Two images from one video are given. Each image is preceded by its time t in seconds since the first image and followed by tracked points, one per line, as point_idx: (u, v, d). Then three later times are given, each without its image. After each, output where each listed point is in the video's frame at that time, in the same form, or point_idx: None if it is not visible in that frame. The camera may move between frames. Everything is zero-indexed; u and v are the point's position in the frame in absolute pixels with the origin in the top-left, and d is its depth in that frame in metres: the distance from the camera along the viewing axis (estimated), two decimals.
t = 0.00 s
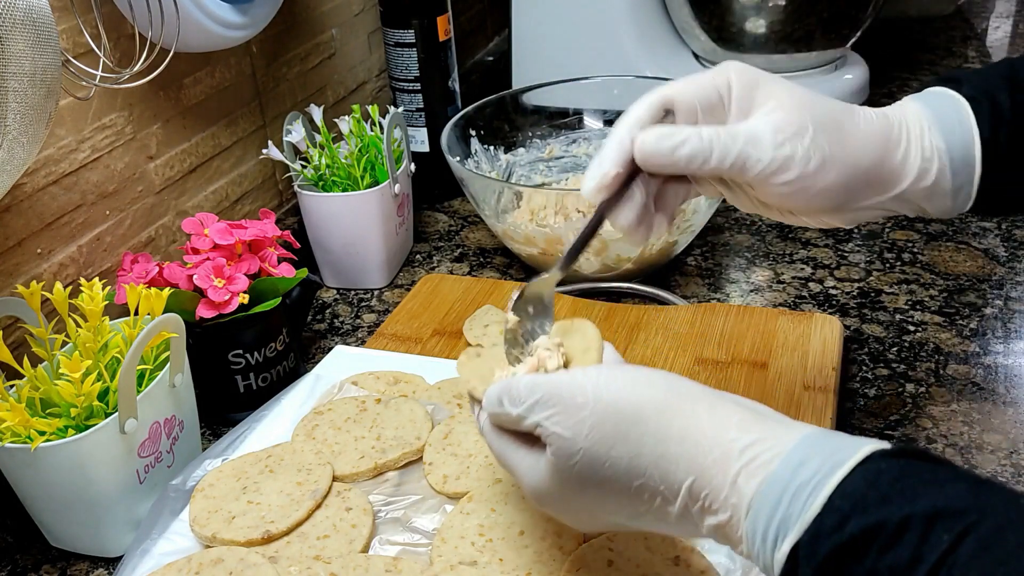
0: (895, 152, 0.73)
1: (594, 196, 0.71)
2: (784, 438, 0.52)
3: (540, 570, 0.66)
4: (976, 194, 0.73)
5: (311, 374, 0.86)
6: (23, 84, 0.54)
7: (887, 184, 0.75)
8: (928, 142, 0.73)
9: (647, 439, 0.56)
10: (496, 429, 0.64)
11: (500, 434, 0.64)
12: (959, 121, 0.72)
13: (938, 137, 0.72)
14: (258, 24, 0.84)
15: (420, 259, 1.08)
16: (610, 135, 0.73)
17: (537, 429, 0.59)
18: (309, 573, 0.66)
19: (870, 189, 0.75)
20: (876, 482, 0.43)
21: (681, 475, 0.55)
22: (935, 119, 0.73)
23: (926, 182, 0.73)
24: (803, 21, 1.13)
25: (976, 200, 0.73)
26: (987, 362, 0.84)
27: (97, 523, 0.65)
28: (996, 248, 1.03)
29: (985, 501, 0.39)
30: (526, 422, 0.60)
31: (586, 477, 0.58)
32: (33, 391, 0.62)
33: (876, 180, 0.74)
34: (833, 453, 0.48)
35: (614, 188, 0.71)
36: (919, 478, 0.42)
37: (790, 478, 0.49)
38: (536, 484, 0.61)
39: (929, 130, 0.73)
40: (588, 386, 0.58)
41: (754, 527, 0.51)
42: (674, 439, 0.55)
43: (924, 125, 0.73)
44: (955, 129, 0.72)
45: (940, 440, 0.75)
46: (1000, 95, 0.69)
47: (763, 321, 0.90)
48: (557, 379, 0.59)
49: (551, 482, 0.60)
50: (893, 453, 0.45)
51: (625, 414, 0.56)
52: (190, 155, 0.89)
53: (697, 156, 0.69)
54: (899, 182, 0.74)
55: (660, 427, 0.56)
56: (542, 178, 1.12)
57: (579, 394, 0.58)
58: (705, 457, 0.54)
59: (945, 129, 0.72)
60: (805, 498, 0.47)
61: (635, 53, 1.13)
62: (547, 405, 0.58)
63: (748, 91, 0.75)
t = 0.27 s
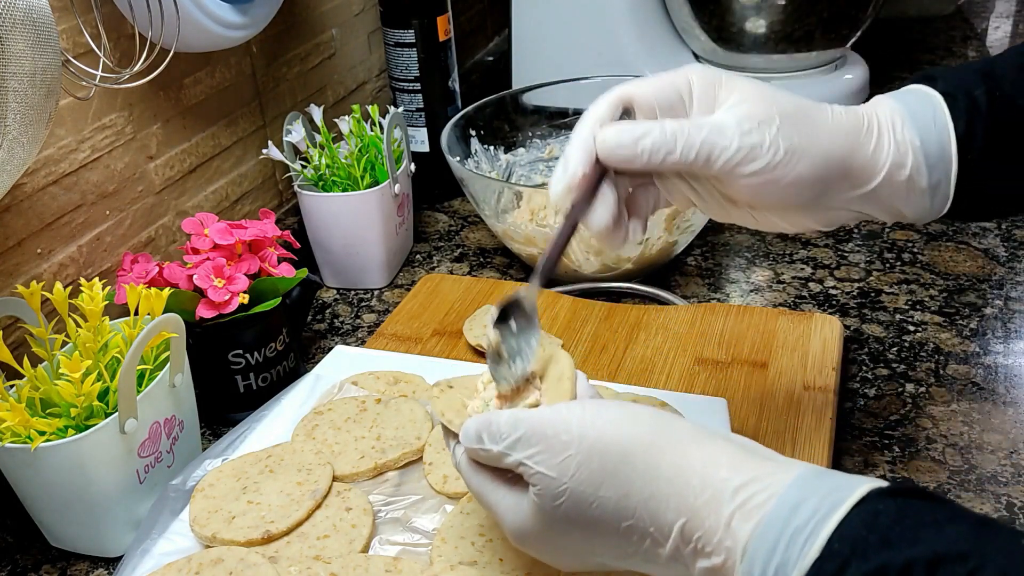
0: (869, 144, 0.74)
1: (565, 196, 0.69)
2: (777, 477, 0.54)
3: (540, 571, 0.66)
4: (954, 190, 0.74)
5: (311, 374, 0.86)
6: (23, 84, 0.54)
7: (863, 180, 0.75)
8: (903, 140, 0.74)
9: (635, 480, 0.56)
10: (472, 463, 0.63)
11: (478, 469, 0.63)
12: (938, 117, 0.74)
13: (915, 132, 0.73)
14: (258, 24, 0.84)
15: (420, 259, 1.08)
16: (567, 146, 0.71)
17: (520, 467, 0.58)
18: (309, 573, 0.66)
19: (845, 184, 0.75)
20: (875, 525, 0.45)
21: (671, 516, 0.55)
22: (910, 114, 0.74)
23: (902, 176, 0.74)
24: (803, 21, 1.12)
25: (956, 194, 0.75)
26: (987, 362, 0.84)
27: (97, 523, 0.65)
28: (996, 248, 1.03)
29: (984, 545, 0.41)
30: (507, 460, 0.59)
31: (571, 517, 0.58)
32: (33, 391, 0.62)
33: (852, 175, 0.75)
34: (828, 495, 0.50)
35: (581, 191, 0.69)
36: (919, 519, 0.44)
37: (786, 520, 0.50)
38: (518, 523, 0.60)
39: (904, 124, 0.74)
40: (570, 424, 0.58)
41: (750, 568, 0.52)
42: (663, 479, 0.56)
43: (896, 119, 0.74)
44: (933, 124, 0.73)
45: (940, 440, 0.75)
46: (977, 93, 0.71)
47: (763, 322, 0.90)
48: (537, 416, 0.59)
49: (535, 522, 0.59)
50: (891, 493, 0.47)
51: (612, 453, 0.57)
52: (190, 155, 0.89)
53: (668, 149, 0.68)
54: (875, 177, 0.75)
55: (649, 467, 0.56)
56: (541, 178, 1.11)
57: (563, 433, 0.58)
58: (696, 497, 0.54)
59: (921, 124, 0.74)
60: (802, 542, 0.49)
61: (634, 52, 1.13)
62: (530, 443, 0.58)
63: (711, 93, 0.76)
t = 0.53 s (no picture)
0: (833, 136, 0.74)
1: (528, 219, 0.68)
2: (794, 492, 0.53)
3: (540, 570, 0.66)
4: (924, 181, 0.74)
5: (311, 374, 0.86)
6: (23, 84, 0.54)
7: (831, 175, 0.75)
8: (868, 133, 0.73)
9: (643, 494, 0.56)
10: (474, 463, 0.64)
11: (481, 470, 0.63)
12: (903, 108, 0.73)
13: (881, 124, 0.73)
14: (258, 24, 0.84)
15: (420, 259, 1.08)
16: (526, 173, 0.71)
17: (524, 471, 0.59)
18: (309, 573, 0.66)
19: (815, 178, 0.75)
20: (890, 541, 0.44)
21: (679, 531, 0.55)
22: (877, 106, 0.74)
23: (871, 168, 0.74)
24: (803, 21, 1.12)
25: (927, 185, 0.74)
26: (987, 362, 0.84)
27: (97, 523, 0.65)
28: (996, 248, 1.03)
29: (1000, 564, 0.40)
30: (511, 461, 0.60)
31: (573, 525, 0.58)
32: (33, 391, 0.62)
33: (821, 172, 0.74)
34: (842, 512, 0.49)
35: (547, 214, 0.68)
36: (934, 536, 0.42)
37: (799, 537, 0.50)
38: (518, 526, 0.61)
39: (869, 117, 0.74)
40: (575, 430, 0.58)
41: None
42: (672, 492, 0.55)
43: (861, 111, 0.74)
44: (900, 114, 0.73)
45: (940, 440, 0.75)
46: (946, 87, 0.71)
47: (763, 322, 0.90)
48: (542, 421, 0.59)
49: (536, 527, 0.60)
50: (907, 510, 0.45)
51: (621, 463, 0.57)
52: (190, 155, 0.89)
53: (624, 156, 0.68)
54: (842, 171, 0.74)
55: (658, 480, 0.56)
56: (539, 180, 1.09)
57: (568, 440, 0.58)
58: (707, 512, 0.54)
59: (887, 115, 0.73)
60: (817, 557, 0.48)
61: (635, 53, 1.13)
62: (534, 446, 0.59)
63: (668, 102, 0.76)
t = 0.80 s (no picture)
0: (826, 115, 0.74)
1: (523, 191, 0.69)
2: (800, 506, 0.53)
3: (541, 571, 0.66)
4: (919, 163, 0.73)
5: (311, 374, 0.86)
6: (23, 84, 0.54)
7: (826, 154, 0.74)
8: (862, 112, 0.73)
9: (649, 507, 0.56)
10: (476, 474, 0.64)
11: (482, 482, 0.63)
12: (897, 89, 0.73)
13: (874, 104, 0.73)
14: (258, 24, 0.84)
15: (420, 259, 1.08)
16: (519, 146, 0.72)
17: (526, 484, 0.58)
18: (309, 573, 0.66)
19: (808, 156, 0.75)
20: (900, 554, 0.43)
21: (685, 546, 0.55)
22: (871, 87, 0.74)
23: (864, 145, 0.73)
24: (803, 21, 1.11)
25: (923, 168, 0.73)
26: (987, 362, 0.84)
27: (97, 523, 0.65)
28: (996, 248, 1.03)
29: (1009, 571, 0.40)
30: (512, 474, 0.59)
31: (578, 539, 0.58)
32: (33, 391, 0.62)
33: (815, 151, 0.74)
34: (851, 525, 0.49)
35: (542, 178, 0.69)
36: (942, 550, 0.42)
37: (807, 552, 0.50)
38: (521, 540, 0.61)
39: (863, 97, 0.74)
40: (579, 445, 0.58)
41: None
42: (677, 506, 0.55)
43: (854, 91, 0.74)
44: (893, 94, 0.72)
45: (940, 440, 0.75)
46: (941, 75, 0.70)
47: (763, 322, 0.90)
48: (544, 436, 0.59)
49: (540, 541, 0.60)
50: (915, 523, 0.45)
51: (625, 476, 0.56)
52: (190, 155, 0.89)
53: (611, 128, 0.69)
54: (834, 148, 0.74)
55: (663, 494, 0.56)
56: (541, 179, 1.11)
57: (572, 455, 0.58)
58: (713, 526, 0.54)
59: (880, 95, 0.73)
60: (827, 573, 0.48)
61: (635, 53, 1.13)
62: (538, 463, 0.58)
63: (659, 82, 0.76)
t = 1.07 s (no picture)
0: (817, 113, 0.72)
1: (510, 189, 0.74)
2: (796, 511, 0.54)
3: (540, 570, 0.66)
4: (914, 162, 0.69)
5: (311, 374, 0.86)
6: (24, 84, 0.54)
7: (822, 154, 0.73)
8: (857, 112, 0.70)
9: (646, 516, 0.56)
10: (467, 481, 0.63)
11: (473, 491, 0.62)
12: (895, 93, 0.69)
13: (867, 106, 0.69)
14: (258, 24, 0.84)
15: (420, 259, 1.08)
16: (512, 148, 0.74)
17: (521, 496, 0.58)
18: (309, 573, 0.66)
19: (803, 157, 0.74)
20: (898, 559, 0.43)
21: (682, 553, 0.55)
22: (867, 85, 0.70)
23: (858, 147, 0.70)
24: (802, 20, 1.14)
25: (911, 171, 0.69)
26: (987, 362, 0.84)
27: (97, 523, 0.65)
28: (996, 248, 1.03)
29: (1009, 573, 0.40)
30: (508, 486, 0.58)
31: (576, 547, 0.58)
32: (33, 391, 0.62)
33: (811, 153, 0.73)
34: (845, 529, 0.49)
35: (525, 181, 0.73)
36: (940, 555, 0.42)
37: (804, 555, 0.50)
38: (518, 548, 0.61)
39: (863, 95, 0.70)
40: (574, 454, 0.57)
41: None
42: (674, 514, 0.56)
43: (849, 84, 0.72)
44: (889, 97, 0.69)
45: (940, 440, 0.75)
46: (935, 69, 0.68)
47: (763, 322, 0.90)
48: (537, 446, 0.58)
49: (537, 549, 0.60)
50: (909, 526, 0.45)
51: (623, 486, 0.56)
52: (189, 155, 0.89)
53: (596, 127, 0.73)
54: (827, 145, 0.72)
55: (660, 503, 0.56)
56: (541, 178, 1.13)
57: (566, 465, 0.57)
58: (710, 533, 0.55)
59: (876, 94, 0.69)
60: None
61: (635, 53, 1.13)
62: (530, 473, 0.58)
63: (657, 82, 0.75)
